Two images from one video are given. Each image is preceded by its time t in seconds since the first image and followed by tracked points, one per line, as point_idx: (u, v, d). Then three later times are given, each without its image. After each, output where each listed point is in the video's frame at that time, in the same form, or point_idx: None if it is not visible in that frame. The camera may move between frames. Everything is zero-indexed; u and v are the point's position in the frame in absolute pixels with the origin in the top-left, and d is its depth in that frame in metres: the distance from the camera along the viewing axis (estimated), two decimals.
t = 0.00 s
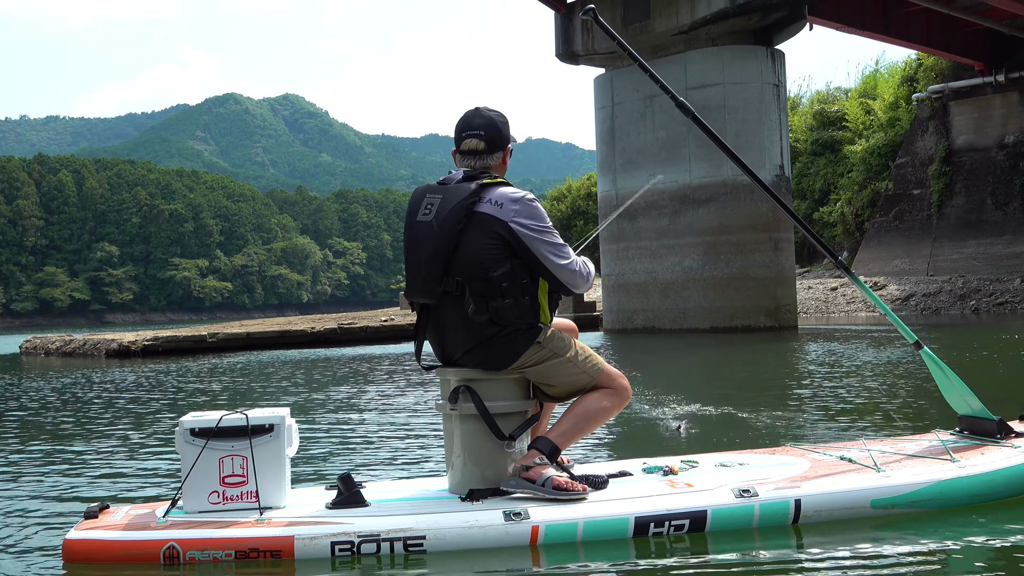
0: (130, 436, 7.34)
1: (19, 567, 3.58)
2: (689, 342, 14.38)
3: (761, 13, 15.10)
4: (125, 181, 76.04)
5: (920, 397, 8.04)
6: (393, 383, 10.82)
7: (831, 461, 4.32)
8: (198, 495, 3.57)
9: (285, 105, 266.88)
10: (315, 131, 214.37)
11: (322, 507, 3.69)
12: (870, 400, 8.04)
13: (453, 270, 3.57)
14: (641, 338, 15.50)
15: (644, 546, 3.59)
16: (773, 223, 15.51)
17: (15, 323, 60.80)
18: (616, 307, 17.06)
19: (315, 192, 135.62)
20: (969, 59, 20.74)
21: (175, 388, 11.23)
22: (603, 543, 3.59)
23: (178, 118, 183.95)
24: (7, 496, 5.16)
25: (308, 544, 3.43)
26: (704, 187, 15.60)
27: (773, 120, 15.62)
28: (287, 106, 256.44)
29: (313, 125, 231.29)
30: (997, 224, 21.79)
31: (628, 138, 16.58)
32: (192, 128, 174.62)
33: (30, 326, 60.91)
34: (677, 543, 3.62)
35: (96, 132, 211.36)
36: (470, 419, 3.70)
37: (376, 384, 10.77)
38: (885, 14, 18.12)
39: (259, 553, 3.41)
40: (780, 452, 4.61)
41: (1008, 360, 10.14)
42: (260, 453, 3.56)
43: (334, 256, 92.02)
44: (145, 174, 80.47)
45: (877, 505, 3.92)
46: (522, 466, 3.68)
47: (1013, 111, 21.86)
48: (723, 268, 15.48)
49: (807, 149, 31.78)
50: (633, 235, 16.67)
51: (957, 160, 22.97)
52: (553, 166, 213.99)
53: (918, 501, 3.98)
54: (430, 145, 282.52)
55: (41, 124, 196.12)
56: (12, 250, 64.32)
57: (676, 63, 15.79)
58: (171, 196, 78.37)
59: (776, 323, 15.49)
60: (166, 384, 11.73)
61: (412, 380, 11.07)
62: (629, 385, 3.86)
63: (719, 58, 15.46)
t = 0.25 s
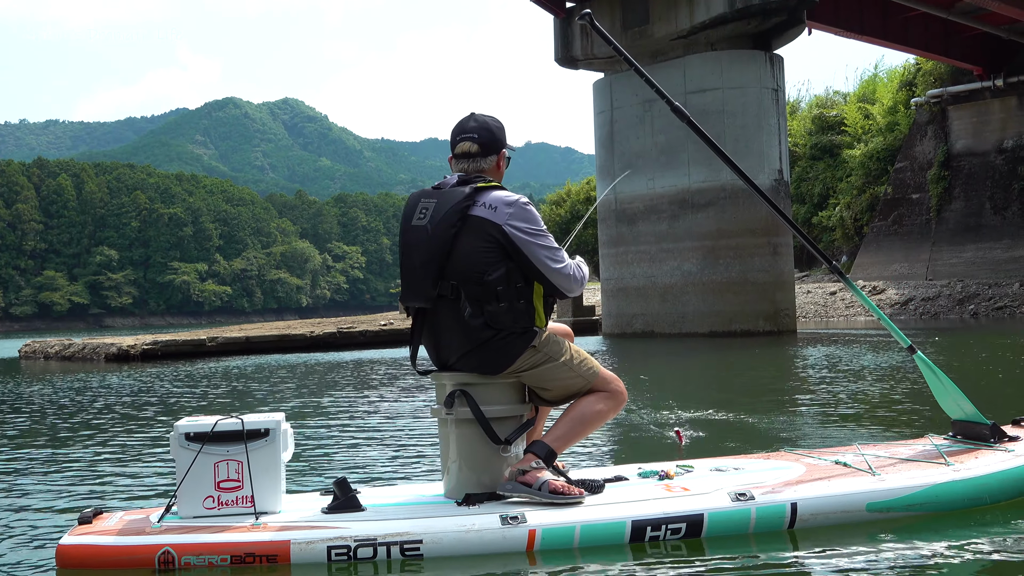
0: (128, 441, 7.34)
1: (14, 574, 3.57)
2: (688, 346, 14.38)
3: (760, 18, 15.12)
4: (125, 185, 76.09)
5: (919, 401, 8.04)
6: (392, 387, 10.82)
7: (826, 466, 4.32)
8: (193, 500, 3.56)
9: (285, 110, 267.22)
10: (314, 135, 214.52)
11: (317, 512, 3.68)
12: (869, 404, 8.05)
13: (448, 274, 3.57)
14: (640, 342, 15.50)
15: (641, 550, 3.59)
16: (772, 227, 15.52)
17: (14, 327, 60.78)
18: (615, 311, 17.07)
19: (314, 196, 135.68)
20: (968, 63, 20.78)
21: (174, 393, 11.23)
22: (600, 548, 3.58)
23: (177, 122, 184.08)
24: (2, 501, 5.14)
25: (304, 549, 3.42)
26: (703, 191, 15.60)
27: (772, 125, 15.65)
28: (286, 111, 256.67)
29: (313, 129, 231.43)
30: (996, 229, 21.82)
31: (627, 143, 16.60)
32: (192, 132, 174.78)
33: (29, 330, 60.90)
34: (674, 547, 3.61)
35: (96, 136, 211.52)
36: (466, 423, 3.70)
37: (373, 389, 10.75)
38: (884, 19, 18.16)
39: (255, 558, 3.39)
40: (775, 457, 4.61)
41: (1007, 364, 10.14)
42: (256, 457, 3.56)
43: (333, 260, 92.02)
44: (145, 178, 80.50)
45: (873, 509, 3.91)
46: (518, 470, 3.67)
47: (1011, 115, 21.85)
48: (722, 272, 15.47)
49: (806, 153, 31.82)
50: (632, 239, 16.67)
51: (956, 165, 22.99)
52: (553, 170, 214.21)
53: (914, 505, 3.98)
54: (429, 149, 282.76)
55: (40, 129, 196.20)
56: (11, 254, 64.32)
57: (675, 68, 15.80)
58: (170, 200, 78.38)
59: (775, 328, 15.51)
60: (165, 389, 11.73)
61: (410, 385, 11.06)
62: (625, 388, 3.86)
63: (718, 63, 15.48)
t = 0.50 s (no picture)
0: (127, 445, 7.32)
1: None
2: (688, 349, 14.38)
3: (760, 21, 15.12)
4: (125, 188, 76.11)
5: (918, 404, 8.03)
6: (391, 391, 10.81)
7: (822, 469, 4.32)
8: (190, 504, 3.56)
9: (285, 113, 267.45)
10: (315, 139, 214.66)
11: (315, 515, 3.68)
12: (869, 407, 8.04)
13: (440, 277, 3.58)
14: (640, 345, 15.50)
15: (640, 553, 3.59)
16: (772, 231, 15.52)
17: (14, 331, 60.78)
18: (615, 315, 17.08)
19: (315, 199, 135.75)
20: (968, 67, 20.79)
21: (173, 396, 11.21)
22: (599, 550, 3.58)
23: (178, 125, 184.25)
24: None
25: (303, 552, 3.41)
26: (703, 195, 15.61)
27: (771, 128, 15.66)
28: (286, 114, 256.87)
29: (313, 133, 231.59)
30: (996, 232, 21.83)
31: (627, 146, 16.62)
32: (192, 136, 174.83)
33: (29, 334, 60.88)
34: (673, 549, 3.62)
35: (97, 140, 211.67)
36: (463, 426, 3.69)
37: (372, 392, 10.75)
38: (883, 22, 18.18)
39: (254, 562, 3.39)
40: (771, 459, 4.61)
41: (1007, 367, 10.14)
42: (253, 461, 3.56)
43: (333, 263, 92.04)
44: (145, 181, 80.55)
45: (869, 511, 3.92)
46: (515, 473, 3.67)
47: (1012, 118, 21.87)
48: (722, 276, 15.47)
49: (806, 156, 31.82)
50: (632, 242, 16.68)
51: (956, 168, 23.00)
52: (553, 174, 214.32)
53: (910, 506, 3.99)
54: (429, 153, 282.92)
55: (41, 132, 196.31)
56: (12, 258, 64.32)
57: (675, 71, 15.81)
58: (171, 203, 78.40)
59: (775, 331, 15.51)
60: (163, 392, 11.71)
61: (408, 388, 11.06)
62: (625, 385, 3.84)
63: (718, 66, 15.49)
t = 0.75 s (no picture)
0: (128, 447, 7.33)
1: None
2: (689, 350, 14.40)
3: (761, 22, 15.12)
4: (127, 190, 76.15)
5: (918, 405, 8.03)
6: (391, 392, 10.82)
7: (818, 469, 4.32)
8: (187, 506, 3.56)
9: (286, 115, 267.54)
10: (316, 140, 214.77)
11: (313, 517, 3.68)
12: (869, 408, 8.04)
13: (432, 276, 3.61)
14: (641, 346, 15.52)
15: (638, 554, 3.60)
16: (773, 232, 15.51)
17: (15, 332, 60.84)
18: (616, 316, 17.08)
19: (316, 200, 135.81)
20: (969, 68, 20.78)
21: (174, 397, 11.22)
22: (598, 551, 3.59)
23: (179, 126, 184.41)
24: None
25: (301, 555, 3.41)
26: (704, 196, 15.61)
27: (772, 129, 15.66)
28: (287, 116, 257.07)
29: (314, 134, 231.70)
30: (997, 233, 21.82)
31: (628, 148, 16.64)
32: (193, 137, 174.95)
33: (30, 335, 60.90)
34: (672, 551, 3.62)
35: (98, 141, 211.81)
36: (461, 428, 3.69)
37: (371, 393, 10.76)
38: (884, 23, 18.19)
39: (252, 564, 3.38)
40: (767, 460, 4.61)
41: (1007, 368, 10.14)
42: (251, 463, 3.57)
43: (335, 264, 92.07)
44: (147, 182, 80.61)
45: (866, 511, 3.92)
46: (514, 475, 3.66)
47: (1013, 119, 21.87)
48: (723, 277, 15.47)
49: (807, 157, 31.84)
50: (633, 243, 16.69)
51: (957, 169, 22.99)
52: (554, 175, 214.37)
53: (906, 506, 3.99)
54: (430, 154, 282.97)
55: (42, 133, 196.45)
56: (13, 259, 64.36)
57: (675, 73, 15.81)
58: (172, 205, 78.43)
59: (776, 332, 15.52)
60: (164, 394, 11.72)
61: (408, 389, 11.06)
62: (626, 379, 3.82)
63: (719, 67, 15.49)
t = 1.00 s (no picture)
0: (128, 450, 7.33)
1: None
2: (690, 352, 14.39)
3: (762, 25, 15.11)
4: (128, 192, 76.22)
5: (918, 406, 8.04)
6: (392, 394, 10.82)
7: (814, 471, 4.33)
8: (183, 509, 3.55)
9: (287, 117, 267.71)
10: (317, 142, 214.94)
11: (311, 520, 3.68)
12: (870, 409, 8.05)
13: (424, 278, 3.62)
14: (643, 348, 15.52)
15: (636, 557, 3.60)
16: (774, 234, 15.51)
17: (17, 334, 60.86)
18: (617, 318, 17.08)
19: (317, 202, 135.87)
20: (970, 70, 20.78)
21: (175, 400, 11.22)
22: (595, 555, 3.59)
23: (181, 128, 184.56)
24: None
25: (299, 558, 3.40)
26: (705, 198, 15.61)
27: (773, 132, 15.67)
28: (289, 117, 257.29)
29: (316, 136, 231.86)
30: (998, 235, 21.81)
31: (628, 150, 16.66)
32: (195, 139, 175.13)
33: (32, 337, 60.93)
34: (669, 553, 3.62)
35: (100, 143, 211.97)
36: (458, 430, 3.69)
37: (371, 396, 10.75)
38: (885, 25, 18.19)
39: (249, 567, 3.36)
40: (763, 462, 4.61)
41: (1007, 370, 10.13)
42: (248, 465, 3.57)
43: (336, 266, 92.12)
44: (149, 184, 80.68)
45: (863, 514, 3.92)
46: (511, 480, 3.68)
47: (1014, 121, 21.91)
48: (724, 279, 15.46)
49: (808, 160, 31.85)
50: (634, 245, 16.70)
51: (958, 171, 22.97)
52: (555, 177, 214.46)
53: (903, 509, 3.99)
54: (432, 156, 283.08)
55: (44, 135, 196.69)
56: (15, 261, 64.42)
57: (676, 75, 15.82)
58: (174, 206, 78.49)
59: (777, 334, 15.52)
60: (165, 396, 11.72)
61: (408, 392, 11.06)
62: (624, 379, 3.81)
63: (720, 70, 15.50)
